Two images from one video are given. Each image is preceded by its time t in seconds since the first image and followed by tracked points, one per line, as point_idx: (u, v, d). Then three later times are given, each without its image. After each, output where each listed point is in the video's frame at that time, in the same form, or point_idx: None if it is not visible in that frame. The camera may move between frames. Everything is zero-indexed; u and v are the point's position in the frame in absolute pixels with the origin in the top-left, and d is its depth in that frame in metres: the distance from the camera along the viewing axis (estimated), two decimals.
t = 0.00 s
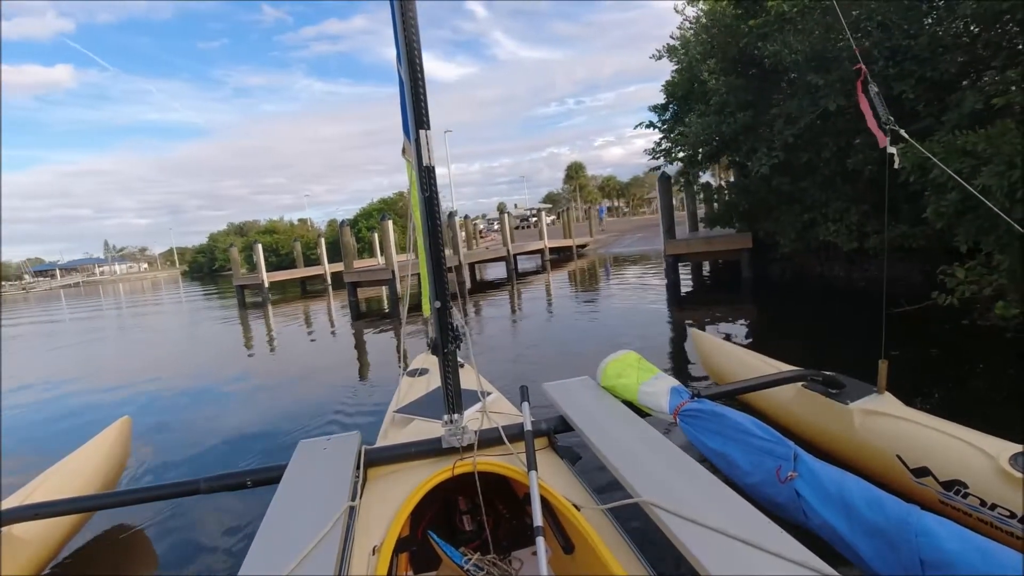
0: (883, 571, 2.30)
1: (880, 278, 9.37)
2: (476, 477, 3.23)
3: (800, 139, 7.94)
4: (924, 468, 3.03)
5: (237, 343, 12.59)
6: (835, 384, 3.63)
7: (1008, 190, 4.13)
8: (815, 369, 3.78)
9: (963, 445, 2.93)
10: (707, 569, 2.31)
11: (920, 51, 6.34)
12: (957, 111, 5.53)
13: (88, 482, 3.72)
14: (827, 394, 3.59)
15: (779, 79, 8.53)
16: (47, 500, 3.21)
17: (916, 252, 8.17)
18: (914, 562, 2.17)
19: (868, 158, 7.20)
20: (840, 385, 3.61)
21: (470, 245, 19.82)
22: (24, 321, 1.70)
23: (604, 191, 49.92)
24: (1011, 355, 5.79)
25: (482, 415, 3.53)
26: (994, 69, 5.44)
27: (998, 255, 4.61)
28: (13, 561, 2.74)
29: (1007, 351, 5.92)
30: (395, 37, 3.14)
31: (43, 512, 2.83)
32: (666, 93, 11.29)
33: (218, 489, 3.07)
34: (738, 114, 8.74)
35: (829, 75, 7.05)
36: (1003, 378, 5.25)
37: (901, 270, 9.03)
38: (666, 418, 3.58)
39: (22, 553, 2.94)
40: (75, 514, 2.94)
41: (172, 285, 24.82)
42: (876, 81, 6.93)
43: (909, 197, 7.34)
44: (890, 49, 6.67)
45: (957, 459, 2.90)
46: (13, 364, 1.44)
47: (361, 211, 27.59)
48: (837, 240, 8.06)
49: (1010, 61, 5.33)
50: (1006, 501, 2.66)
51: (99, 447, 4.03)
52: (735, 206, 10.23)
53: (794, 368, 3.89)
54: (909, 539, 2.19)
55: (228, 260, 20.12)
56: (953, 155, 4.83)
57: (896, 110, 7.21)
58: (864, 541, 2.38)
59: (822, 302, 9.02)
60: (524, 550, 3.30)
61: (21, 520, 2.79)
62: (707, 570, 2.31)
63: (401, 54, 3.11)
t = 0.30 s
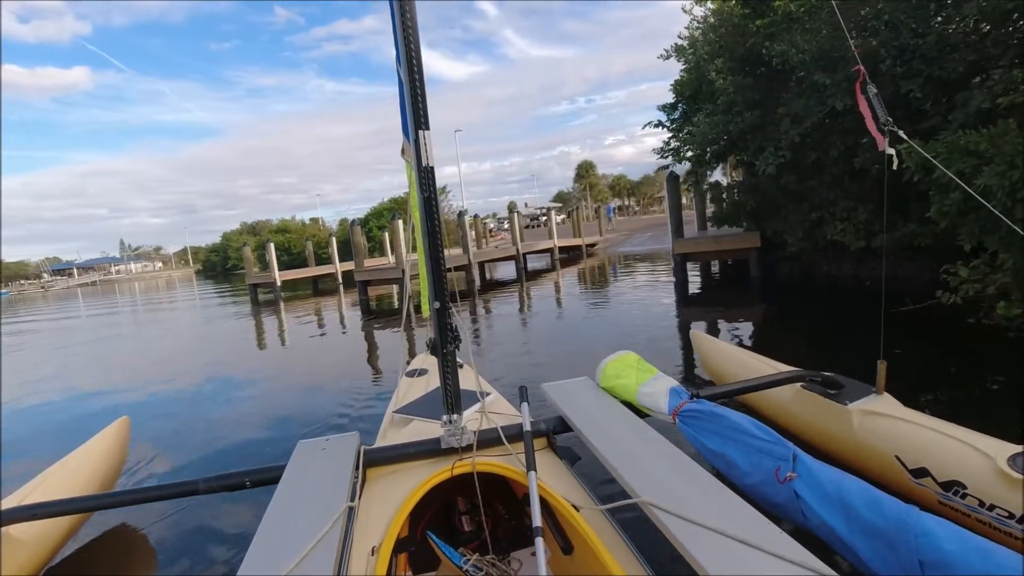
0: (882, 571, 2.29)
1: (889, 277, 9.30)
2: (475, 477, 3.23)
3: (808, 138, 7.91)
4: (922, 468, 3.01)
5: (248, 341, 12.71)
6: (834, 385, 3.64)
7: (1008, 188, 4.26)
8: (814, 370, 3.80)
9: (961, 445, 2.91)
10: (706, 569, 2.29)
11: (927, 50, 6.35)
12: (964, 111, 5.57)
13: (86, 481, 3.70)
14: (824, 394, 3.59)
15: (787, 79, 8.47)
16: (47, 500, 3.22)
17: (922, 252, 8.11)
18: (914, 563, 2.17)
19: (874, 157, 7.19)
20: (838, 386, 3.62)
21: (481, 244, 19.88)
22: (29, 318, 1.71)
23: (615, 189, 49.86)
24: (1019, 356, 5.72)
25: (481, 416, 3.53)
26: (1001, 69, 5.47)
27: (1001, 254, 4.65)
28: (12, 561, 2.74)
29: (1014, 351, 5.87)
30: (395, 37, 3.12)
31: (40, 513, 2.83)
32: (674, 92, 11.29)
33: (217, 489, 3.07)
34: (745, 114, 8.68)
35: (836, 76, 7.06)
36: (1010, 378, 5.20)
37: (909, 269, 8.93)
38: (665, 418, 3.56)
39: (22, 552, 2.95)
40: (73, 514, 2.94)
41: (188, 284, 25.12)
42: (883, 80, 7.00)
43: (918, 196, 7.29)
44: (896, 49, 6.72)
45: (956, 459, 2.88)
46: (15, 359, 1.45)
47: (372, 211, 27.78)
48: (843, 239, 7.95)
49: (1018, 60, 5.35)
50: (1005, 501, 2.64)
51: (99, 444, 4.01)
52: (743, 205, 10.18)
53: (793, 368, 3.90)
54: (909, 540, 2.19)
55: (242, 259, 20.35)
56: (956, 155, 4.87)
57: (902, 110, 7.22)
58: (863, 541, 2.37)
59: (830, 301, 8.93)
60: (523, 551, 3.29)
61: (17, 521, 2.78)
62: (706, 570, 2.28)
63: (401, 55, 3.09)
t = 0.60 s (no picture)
0: (881, 571, 2.30)
1: (900, 276, 9.21)
2: (474, 477, 3.23)
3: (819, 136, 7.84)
4: (920, 467, 3.03)
5: (259, 339, 12.82)
6: (832, 384, 3.69)
7: (1015, 187, 4.36)
8: (811, 370, 3.85)
9: (960, 445, 2.93)
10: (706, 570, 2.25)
11: (940, 48, 6.27)
12: (975, 109, 5.52)
13: (84, 481, 3.71)
14: (823, 394, 3.64)
15: (798, 77, 8.38)
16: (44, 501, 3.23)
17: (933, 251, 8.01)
18: (912, 562, 2.18)
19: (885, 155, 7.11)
20: (836, 385, 3.67)
21: (491, 243, 19.91)
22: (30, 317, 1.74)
23: (627, 188, 49.71)
24: None
25: (480, 415, 3.54)
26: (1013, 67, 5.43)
27: (1010, 253, 4.61)
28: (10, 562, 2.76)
29: None
30: (393, 35, 3.10)
31: (37, 513, 2.84)
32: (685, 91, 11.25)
33: (215, 490, 3.09)
34: (755, 112, 8.58)
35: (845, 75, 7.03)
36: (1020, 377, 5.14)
37: (919, 267, 8.83)
38: (664, 417, 3.59)
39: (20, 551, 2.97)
40: (71, 515, 2.95)
41: (202, 282, 25.40)
42: (895, 78, 6.94)
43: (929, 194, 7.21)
44: (909, 45, 6.67)
45: (954, 459, 2.91)
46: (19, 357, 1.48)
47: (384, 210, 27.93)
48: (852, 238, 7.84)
49: None
50: (1002, 501, 2.66)
51: (96, 443, 4.03)
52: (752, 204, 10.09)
53: (792, 368, 3.95)
54: (907, 539, 2.20)
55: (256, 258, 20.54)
56: (964, 154, 4.89)
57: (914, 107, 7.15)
58: (862, 541, 2.38)
59: (840, 300, 8.85)
60: (522, 550, 3.29)
61: (14, 522, 2.79)
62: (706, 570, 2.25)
63: (399, 54, 3.06)
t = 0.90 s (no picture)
0: (881, 571, 2.31)
1: (915, 274, 9.08)
2: (473, 477, 3.23)
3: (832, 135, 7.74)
4: (920, 467, 3.01)
5: (272, 338, 12.95)
6: (832, 384, 3.67)
7: None
8: (811, 370, 3.83)
9: (959, 444, 2.92)
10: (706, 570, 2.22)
11: (955, 45, 6.15)
12: (991, 106, 5.43)
13: (82, 483, 3.74)
14: (823, 394, 3.62)
15: (810, 74, 8.29)
16: (43, 503, 3.27)
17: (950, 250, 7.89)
18: (912, 562, 2.19)
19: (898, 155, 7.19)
20: (836, 385, 3.65)
21: (504, 242, 19.96)
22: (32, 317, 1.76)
23: (640, 187, 49.54)
24: None
25: (479, 416, 3.54)
26: None
27: None
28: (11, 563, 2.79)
29: None
30: (392, 37, 3.12)
31: (37, 515, 2.86)
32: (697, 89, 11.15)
33: (216, 490, 3.11)
34: (768, 110, 8.49)
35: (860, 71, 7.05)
36: None
37: (934, 266, 8.68)
38: (663, 418, 3.57)
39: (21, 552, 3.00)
40: (71, 516, 2.97)
41: (218, 281, 25.66)
42: (911, 75, 6.83)
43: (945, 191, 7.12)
44: (923, 42, 6.58)
45: (954, 459, 2.90)
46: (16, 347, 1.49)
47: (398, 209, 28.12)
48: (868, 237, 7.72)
49: None
50: (1001, 500, 2.66)
51: (93, 447, 4.07)
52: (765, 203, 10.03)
53: (791, 368, 3.95)
54: (907, 539, 2.21)
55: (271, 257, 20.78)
56: (978, 151, 4.84)
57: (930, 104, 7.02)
58: (861, 540, 2.38)
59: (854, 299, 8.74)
60: (522, 550, 3.28)
61: (15, 523, 2.82)
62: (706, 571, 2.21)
63: (399, 55, 3.06)
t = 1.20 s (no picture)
0: (881, 571, 2.28)
1: (934, 274, 8.89)
2: (473, 478, 3.22)
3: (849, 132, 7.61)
4: (919, 467, 3.04)
5: (285, 335, 13.09)
6: (831, 384, 3.70)
7: None
8: (811, 370, 3.85)
9: (958, 444, 2.95)
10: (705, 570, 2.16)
11: (977, 39, 6.00)
12: (1014, 101, 5.29)
13: (82, 484, 3.79)
14: (823, 394, 3.64)
15: (828, 71, 8.14)
16: (43, 503, 3.31)
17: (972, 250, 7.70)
18: (912, 562, 2.16)
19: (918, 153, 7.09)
20: (836, 385, 3.68)
21: (518, 241, 19.98)
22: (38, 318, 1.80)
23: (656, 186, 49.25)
24: None
25: (479, 416, 3.54)
26: None
27: None
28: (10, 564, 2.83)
29: None
30: (392, 38, 3.13)
31: (37, 516, 2.90)
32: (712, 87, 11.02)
33: (216, 491, 3.14)
34: (785, 107, 8.34)
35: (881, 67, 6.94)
36: None
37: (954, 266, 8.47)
38: (662, 418, 3.53)
39: (21, 552, 3.05)
40: (70, 517, 3.01)
41: (237, 278, 26.01)
42: (932, 71, 6.67)
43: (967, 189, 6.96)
44: (944, 37, 6.44)
45: (953, 459, 2.92)
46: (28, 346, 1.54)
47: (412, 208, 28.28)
48: (886, 236, 7.54)
49: None
50: (1001, 500, 2.68)
51: (93, 448, 4.12)
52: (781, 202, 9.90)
53: (791, 368, 3.97)
54: (907, 539, 2.19)
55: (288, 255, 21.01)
56: (999, 148, 4.75)
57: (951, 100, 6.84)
58: (861, 541, 2.36)
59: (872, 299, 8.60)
60: (523, 551, 3.27)
61: (15, 524, 2.86)
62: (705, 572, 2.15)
63: (399, 55, 3.06)
